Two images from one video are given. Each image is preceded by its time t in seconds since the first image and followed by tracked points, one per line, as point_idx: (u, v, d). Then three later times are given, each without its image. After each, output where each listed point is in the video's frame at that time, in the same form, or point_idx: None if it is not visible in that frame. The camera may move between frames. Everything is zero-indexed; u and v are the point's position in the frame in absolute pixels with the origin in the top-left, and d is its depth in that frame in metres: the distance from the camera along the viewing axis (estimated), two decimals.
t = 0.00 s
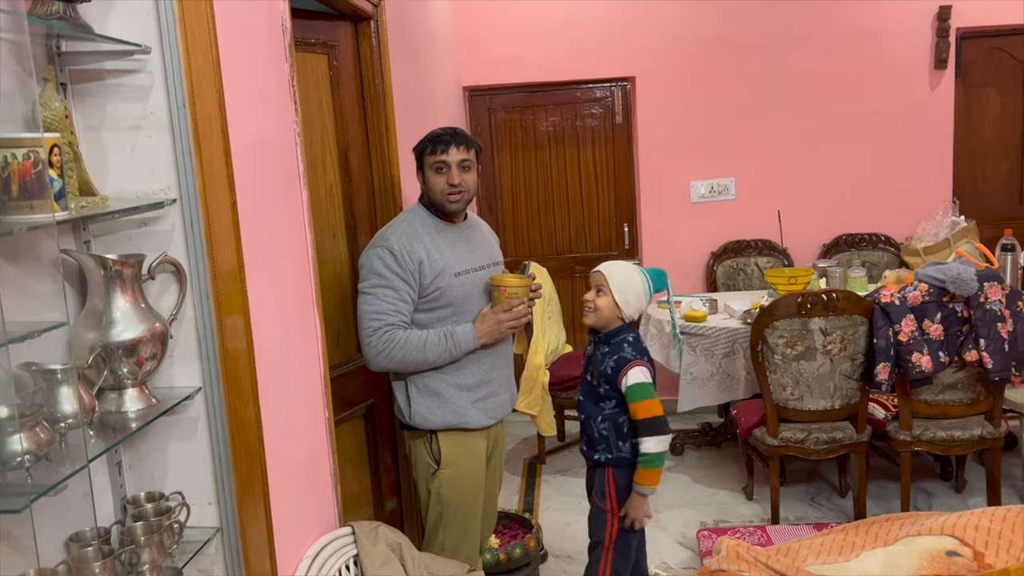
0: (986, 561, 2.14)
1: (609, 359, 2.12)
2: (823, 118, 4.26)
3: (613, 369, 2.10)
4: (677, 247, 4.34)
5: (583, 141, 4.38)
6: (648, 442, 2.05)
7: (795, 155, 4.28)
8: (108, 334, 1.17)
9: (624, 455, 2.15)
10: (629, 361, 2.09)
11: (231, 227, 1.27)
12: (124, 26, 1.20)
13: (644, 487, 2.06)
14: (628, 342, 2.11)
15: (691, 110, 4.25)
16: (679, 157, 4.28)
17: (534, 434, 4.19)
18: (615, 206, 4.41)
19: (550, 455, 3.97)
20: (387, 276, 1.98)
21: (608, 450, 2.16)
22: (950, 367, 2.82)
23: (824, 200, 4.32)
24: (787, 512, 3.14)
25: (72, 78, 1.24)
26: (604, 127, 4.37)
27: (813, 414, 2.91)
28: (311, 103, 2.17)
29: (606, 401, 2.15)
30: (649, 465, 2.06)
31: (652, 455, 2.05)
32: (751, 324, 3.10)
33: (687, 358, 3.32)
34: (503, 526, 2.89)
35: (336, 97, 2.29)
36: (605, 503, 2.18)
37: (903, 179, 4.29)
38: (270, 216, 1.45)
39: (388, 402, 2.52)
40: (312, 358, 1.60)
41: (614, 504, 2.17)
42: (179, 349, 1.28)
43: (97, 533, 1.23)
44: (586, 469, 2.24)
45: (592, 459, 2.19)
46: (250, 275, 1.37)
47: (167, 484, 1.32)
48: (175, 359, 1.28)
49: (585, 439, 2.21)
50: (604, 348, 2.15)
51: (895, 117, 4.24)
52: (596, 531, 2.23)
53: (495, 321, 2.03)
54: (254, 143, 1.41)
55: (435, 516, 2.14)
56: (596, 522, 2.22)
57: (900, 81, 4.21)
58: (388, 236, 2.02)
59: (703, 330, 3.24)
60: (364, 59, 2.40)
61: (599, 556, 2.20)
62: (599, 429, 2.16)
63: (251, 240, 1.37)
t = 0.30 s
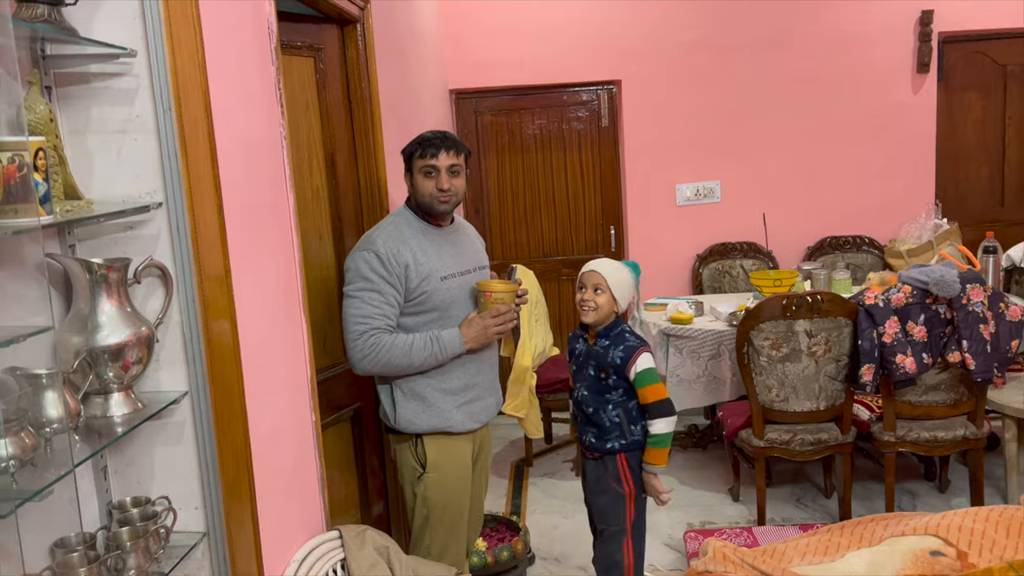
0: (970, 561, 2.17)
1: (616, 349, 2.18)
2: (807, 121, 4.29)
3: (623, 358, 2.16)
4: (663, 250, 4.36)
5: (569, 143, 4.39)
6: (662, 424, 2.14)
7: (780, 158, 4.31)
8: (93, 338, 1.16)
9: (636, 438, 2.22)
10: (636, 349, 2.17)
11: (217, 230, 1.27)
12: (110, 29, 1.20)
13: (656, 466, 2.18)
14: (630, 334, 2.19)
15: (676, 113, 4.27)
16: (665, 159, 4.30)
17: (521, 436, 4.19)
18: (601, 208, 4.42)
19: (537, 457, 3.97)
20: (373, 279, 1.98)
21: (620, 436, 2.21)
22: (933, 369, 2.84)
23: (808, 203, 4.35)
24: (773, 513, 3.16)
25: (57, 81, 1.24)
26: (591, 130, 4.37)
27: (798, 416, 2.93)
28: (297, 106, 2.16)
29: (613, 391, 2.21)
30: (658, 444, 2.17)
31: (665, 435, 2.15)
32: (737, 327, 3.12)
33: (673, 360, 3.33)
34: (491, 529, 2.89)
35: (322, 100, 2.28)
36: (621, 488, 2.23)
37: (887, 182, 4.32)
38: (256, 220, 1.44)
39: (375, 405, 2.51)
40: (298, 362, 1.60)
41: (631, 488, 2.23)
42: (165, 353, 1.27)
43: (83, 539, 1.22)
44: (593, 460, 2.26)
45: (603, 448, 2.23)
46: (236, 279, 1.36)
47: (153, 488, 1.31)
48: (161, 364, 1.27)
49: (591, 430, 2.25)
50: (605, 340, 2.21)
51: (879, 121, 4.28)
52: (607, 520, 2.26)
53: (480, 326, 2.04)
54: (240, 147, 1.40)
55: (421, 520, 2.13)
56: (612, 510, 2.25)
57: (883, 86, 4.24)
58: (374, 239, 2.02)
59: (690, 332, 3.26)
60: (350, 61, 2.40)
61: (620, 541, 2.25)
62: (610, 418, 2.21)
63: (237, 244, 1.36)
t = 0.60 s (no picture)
0: (940, 559, 2.20)
1: (615, 345, 2.22)
2: (779, 125, 4.33)
3: (624, 353, 2.21)
4: (638, 252, 4.39)
5: (544, 146, 4.37)
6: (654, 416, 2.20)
7: (753, 161, 4.35)
8: (63, 344, 1.15)
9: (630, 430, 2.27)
10: (631, 345, 2.24)
11: (190, 235, 1.26)
12: (79, 32, 1.18)
13: (639, 455, 2.22)
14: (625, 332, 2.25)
15: (650, 117, 4.30)
16: (640, 163, 4.33)
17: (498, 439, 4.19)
18: (576, 211, 4.41)
19: (513, 460, 3.97)
20: (348, 282, 1.97)
21: (618, 432, 2.25)
22: (903, 369, 2.88)
23: (781, 206, 4.39)
24: (747, 514, 3.18)
25: (24, 83, 1.22)
26: (566, 133, 4.36)
27: (771, 416, 2.96)
28: (270, 108, 2.15)
29: (611, 387, 2.24)
30: (644, 435, 2.22)
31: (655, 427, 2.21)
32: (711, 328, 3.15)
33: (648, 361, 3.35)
34: (467, 533, 2.88)
35: (296, 102, 2.27)
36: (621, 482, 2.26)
37: (857, 186, 4.38)
38: (229, 224, 1.43)
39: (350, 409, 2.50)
40: (272, 365, 1.59)
41: (628, 482, 2.27)
42: (137, 358, 1.25)
43: (53, 547, 1.21)
44: (589, 458, 2.27)
45: (602, 444, 2.24)
46: (209, 284, 1.35)
47: (125, 495, 1.30)
48: (132, 369, 1.26)
49: (589, 428, 2.25)
50: (601, 338, 2.24)
51: (849, 125, 4.33)
52: (610, 510, 2.27)
53: (457, 332, 2.04)
54: (213, 151, 1.39)
55: (397, 525, 2.13)
56: (612, 507, 2.27)
57: (853, 90, 4.30)
58: (349, 241, 2.01)
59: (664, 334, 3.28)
60: (324, 64, 2.39)
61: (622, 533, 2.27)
62: (611, 414, 2.23)
63: (210, 247, 1.35)
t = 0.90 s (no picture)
0: (892, 547, 2.26)
1: (585, 338, 2.25)
2: (736, 124, 4.39)
3: (594, 346, 2.24)
4: (598, 249, 4.41)
5: (504, 143, 4.37)
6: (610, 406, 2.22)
7: (711, 159, 4.40)
8: (10, 343, 1.12)
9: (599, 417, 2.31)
10: (600, 336, 2.27)
11: (142, 230, 1.24)
12: (23, 22, 1.15)
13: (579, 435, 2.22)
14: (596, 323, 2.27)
15: (609, 115, 4.32)
16: (600, 160, 4.36)
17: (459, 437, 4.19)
18: (537, 208, 4.42)
19: (475, 458, 3.97)
20: (309, 281, 1.93)
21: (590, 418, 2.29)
22: (857, 363, 2.94)
23: (738, 203, 4.45)
24: (706, 507, 3.22)
25: None
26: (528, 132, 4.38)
27: (729, 411, 3.00)
28: (226, 104, 2.12)
29: (582, 377, 2.27)
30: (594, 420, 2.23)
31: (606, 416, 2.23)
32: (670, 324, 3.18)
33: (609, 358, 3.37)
34: (429, 531, 2.88)
35: (252, 98, 2.25)
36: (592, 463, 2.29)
37: (812, 184, 4.46)
38: (183, 219, 1.41)
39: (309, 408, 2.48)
40: (229, 364, 1.57)
41: (597, 461, 2.32)
42: (88, 357, 1.23)
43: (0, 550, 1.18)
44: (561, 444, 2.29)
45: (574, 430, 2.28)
46: (162, 280, 1.33)
47: (76, 497, 1.27)
48: (82, 368, 1.23)
49: (561, 415, 2.28)
50: (572, 331, 2.26)
51: (804, 124, 4.41)
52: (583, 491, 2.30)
53: (425, 330, 2.06)
54: (166, 145, 1.37)
55: (357, 527, 2.11)
56: (586, 487, 2.30)
57: (807, 89, 4.37)
58: (308, 240, 1.97)
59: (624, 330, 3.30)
60: (281, 60, 2.36)
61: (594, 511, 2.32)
62: (583, 403, 2.26)
63: (163, 244, 1.33)
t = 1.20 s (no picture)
0: (815, 527, 2.34)
1: (506, 323, 2.29)
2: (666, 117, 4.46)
3: (516, 329, 2.29)
4: (533, 241, 4.44)
5: (437, 135, 4.34)
6: (555, 378, 2.32)
7: (642, 151, 4.46)
8: None
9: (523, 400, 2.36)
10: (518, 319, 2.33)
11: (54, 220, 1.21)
12: None
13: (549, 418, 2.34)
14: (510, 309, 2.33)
15: (542, 107, 4.35)
16: (533, 152, 4.37)
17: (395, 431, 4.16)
18: (471, 200, 4.41)
19: (410, 451, 3.95)
20: (243, 281, 1.87)
21: (516, 402, 2.33)
22: (782, 350, 3.02)
23: (669, 195, 4.53)
24: (638, 493, 3.28)
25: None
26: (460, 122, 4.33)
27: (660, 398, 3.06)
28: (146, 92, 2.05)
29: (506, 362, 2.31)
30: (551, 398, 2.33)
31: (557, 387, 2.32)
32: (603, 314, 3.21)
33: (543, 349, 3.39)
34: (362, 524, 2.86)
35: (174, 86, 2.19)
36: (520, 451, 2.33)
37: (739, 176, 4.56)
38: (100, 209, 1.37)
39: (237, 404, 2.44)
40: (151, 358, 1.53)
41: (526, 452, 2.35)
42: None
43: None
44: (490, 432, 2.31)
45: (502, 416, 2.30)
46: (78, 271, 1.30)
47: None
48: None
49: (489, 402, 2.30)
50: (491, 317, 2.30)
51: (732, 117, 4.50)
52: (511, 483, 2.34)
53: (362, 329, 2.06)
54: (81, 133, 1.33)
55: (288, 526, 2.08)
56: (514, 478, 2.34)
57: (735, 84, 4.47)
58: (241, 237, 1.89)
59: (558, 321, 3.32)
60: (205, 47, 2.31)
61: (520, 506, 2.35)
62: (508, 386, 2.30)
63: (78, 235, 1.30)
